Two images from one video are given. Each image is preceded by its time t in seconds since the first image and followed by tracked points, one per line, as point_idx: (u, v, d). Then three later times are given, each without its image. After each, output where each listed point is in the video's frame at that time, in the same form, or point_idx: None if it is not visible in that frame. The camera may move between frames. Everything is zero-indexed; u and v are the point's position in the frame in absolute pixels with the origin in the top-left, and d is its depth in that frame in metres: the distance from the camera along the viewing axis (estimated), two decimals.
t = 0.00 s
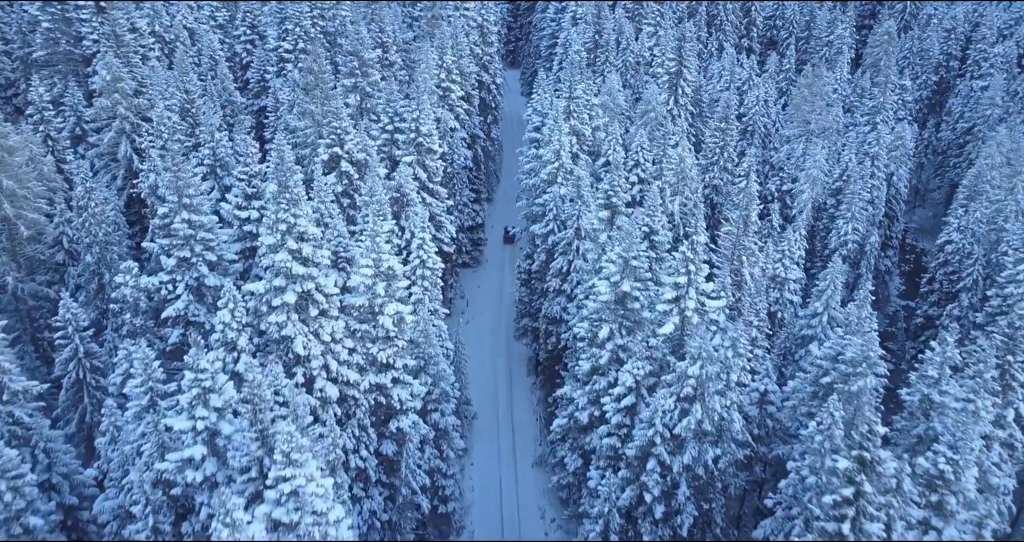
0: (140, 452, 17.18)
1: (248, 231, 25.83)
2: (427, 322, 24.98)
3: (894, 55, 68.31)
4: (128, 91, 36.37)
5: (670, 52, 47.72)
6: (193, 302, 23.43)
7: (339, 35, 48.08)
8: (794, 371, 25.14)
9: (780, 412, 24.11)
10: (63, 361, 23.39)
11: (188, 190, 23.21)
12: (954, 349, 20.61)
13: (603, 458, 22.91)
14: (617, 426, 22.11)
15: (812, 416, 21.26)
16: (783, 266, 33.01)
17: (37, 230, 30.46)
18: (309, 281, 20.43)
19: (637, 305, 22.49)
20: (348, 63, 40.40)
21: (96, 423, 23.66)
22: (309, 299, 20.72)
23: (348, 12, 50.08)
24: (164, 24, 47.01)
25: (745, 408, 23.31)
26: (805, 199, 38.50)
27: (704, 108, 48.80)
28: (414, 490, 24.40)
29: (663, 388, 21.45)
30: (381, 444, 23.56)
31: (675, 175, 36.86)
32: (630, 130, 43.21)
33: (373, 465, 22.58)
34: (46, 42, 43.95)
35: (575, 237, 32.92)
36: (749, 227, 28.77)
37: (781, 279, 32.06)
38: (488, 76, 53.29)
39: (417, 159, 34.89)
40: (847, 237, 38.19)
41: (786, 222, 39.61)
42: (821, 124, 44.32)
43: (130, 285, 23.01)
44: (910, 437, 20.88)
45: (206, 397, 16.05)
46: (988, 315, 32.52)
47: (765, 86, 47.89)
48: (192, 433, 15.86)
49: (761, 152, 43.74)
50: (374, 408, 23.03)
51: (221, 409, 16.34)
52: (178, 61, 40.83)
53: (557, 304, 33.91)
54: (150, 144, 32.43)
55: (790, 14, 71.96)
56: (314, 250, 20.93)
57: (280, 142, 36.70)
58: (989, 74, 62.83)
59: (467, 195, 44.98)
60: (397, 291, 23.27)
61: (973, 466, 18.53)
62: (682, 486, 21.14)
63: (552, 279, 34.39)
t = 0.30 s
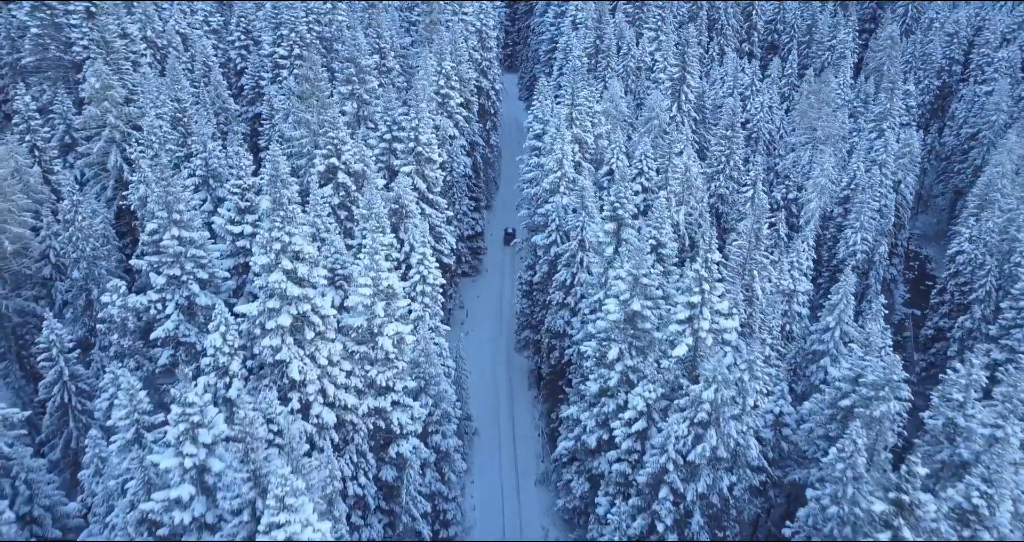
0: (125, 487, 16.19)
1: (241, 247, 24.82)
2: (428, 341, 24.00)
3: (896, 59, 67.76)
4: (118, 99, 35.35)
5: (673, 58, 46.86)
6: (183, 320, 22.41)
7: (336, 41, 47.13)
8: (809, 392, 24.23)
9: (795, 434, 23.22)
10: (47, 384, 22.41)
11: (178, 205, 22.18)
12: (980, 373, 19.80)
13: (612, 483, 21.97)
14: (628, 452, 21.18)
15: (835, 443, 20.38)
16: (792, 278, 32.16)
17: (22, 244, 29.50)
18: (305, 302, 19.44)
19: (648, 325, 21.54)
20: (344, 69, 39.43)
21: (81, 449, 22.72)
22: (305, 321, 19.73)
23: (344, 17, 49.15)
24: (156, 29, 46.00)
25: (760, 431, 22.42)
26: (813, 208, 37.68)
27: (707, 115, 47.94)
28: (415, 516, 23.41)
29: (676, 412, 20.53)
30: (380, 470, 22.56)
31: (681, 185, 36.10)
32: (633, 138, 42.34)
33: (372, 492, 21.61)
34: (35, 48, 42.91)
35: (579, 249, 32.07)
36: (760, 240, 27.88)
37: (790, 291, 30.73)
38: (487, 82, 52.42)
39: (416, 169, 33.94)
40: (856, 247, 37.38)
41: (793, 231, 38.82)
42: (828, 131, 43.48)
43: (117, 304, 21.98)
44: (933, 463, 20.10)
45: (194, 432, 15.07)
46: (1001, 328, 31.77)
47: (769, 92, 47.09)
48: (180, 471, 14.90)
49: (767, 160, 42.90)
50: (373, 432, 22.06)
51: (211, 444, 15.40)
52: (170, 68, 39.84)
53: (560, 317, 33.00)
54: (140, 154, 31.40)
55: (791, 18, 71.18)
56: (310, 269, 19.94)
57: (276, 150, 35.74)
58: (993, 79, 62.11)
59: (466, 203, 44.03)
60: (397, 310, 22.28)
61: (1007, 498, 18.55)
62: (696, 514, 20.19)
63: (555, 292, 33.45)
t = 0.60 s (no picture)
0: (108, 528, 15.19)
1: (234, 265, 23.83)
2: (428, 363, 23.03)
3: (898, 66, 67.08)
4: (108, 109, 34.35)
5: (676, 65, 46.05)
6: (173, 343, 21.43)
7: (332, 48, 46.23)
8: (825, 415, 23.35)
9: (813, 460, 22.28)
10: (29, 410, 21.38)
11: (167, 222, 21.21)
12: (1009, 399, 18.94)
13: (622, 513, 21.00)
14: (639, 481, 20.21)
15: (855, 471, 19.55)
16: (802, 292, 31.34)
17: (7, 260, 28.41)
18: (300, 327, 18.48)
19: (660, 348, 20.61)
20: (340, 78, 38.49)
21: (65, 477, 21.65)
22: (301, 346, 18.76)
23: (341, 23, 48.26)
24: (149, 36, 45.08)
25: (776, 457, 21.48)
26: (821, 219, 36.87)
27: (710, 123, 47.14)
28: None
29: (690, 440, 19.59)
30: (379, 499, 21.55)
31: (686, 196, 35.26)
32: (636, 147, 41.48)
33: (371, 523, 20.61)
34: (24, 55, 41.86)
35: (584, 263, 31.19)
36: (772, 255, 27.02)
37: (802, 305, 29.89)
38: (486, 90, 51.56)
39: (415, 181, 33.02)
40: (865, 259, 36.56)
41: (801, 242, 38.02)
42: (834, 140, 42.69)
43: (103, 326, 20.95)
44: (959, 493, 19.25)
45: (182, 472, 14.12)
46: (1017, 344, 30.95)
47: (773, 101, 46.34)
48: (166, 514, 13.92)
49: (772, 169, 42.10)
50: (371, 460, 21.06)
51: (200, 484, 14.44)
52: (162, 76, 38.87)
53: (564, 333, 32.09)
54: (130, 166, 30.44)
55: (792, 24, 70.50)
56: (306, 292, 18.96)
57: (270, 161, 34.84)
58: (998, 85, 61.43)
59: (465, 213, 43.11)
60: (397, 332, 21.32)
61: None
62: None
63: (559, 306, 32.52)
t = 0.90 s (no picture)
0: None
1: (226, 287, 22.82)
2: (430, 389, 22.02)
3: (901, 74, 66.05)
4: (98, 122, 33.38)
5: (680, 74, 45.28)
6: (162, 371, 20.42)
7: (328, 58, 45.33)
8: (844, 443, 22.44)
9: (832, 490, 21.33)
10: (10, 441, 20.30)
11: (156, 244, 20.23)
12: None
13: None
14: (652, 514, 19.22)
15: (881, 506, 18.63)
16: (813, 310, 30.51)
17: None
18: (295, 356, 17.49)
19: (673, 375, 19.67)
20: (337, 89, 37.60)
21: (48, 512, 20.55)
22: (296, 376, 17.74)
23: (337, 32, 47.38)
24: (141, 46, 44.17)
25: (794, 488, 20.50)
26: (830, 233, 36.05)
27: (713, 133, 46.33)
28: None
29: (706, 472, 18.61)
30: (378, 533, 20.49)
31: (692, 210, 34.41)
32: (639, 159, 40.64)
33: None
34: (13, 66, 40.86)
35: (588, 280, 30.28)
36: (784, 272, 26.14)
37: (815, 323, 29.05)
38: (485, 100, 50.72)
39: (414, 197, 32.09)
40: (875, 273, 35.78)
41: (809, 255, 37.21)
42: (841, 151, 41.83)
43: (87, 353, 19.92)
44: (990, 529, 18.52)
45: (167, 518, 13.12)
46: None
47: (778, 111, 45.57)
48: None
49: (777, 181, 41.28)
50: (370, 493, 20.02)
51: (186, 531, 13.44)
52: (154, 87, 37.93)
53: (568, 352, 31.15)
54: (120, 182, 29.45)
55: (793, 33, 69.89)
56: (301, 319, 17.95)
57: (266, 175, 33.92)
58: (1002, 94, 60.78)
59: (465, 226, 42.21)
60: (398, 359, 20.26)
61: None
62: None
63: (562, 324, 31.56)
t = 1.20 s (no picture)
0: None
1: (217, 311, 21.79)
2: (431, 420, 20.98)
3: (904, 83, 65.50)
4: (87, 136, 32.42)
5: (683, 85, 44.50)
6: (150, 401, 19.44)
7: (325, 69, 44.49)
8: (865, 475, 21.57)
9: (853, 525, 20.33)
10: None
11: (143, 269, 19.20)
12: None
13: None
14: None
15: None
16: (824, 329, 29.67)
17: None
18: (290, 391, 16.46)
19: (687, 406, 18.69)
20: (334, 101, 36.71)
21: None
22: (290, 412, 16.71)
23: (334, 43, 46.54)
24: (133, 57, 43.34)
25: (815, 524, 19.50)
26: (839, 249, 35.25)
27: (717, 145, 45.51)
28: None
29: (724, 510, 17.60)
30: None
31: (699, 226, 33.61)
32: (642, 172, 39.83)
33: None
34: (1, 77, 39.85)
35: (594, 299, 29.32)
36: (799, 293, 25.20)
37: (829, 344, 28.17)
38: (484, 111, 49.88)
39: (414, 213, 31.15)
40: (885, 289, 35.03)
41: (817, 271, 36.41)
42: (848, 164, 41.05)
43: (70, 385, 18.88)
44: None
45: None
46: None
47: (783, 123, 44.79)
48: None
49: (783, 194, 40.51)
50: (368, 532, 18.94)
51: None
52: (146, 100, 36.99)
53: (572, 374, 30.17)
54: (109, 199, 28.45)
55: (794, 42, 69.29)
56: (296, 351, 16.90)
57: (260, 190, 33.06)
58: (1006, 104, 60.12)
59: (464, 241, 41.29)
60: (398, 391, 19.22)
61: None
62: None
63: (566, 344, 30.58)
